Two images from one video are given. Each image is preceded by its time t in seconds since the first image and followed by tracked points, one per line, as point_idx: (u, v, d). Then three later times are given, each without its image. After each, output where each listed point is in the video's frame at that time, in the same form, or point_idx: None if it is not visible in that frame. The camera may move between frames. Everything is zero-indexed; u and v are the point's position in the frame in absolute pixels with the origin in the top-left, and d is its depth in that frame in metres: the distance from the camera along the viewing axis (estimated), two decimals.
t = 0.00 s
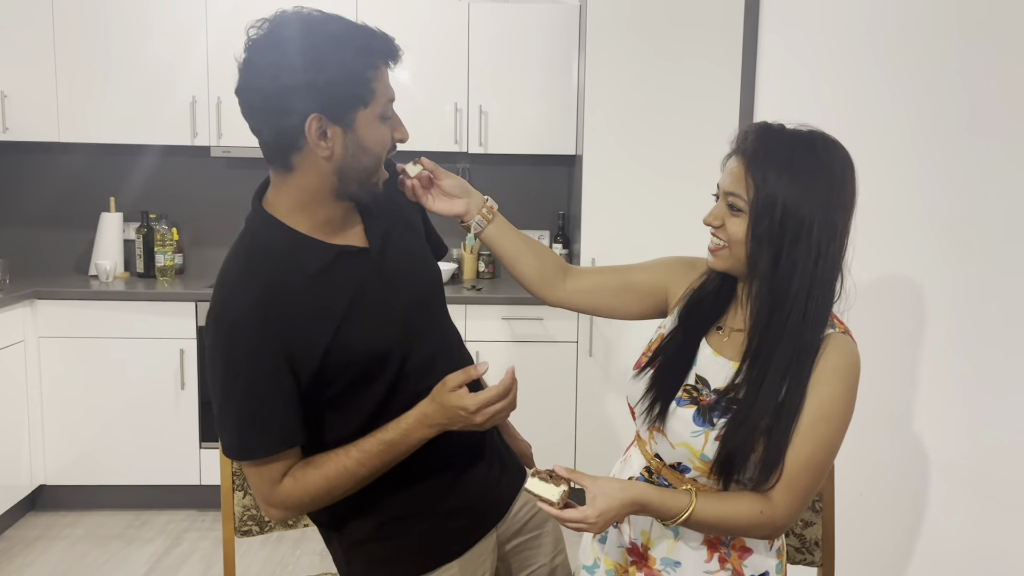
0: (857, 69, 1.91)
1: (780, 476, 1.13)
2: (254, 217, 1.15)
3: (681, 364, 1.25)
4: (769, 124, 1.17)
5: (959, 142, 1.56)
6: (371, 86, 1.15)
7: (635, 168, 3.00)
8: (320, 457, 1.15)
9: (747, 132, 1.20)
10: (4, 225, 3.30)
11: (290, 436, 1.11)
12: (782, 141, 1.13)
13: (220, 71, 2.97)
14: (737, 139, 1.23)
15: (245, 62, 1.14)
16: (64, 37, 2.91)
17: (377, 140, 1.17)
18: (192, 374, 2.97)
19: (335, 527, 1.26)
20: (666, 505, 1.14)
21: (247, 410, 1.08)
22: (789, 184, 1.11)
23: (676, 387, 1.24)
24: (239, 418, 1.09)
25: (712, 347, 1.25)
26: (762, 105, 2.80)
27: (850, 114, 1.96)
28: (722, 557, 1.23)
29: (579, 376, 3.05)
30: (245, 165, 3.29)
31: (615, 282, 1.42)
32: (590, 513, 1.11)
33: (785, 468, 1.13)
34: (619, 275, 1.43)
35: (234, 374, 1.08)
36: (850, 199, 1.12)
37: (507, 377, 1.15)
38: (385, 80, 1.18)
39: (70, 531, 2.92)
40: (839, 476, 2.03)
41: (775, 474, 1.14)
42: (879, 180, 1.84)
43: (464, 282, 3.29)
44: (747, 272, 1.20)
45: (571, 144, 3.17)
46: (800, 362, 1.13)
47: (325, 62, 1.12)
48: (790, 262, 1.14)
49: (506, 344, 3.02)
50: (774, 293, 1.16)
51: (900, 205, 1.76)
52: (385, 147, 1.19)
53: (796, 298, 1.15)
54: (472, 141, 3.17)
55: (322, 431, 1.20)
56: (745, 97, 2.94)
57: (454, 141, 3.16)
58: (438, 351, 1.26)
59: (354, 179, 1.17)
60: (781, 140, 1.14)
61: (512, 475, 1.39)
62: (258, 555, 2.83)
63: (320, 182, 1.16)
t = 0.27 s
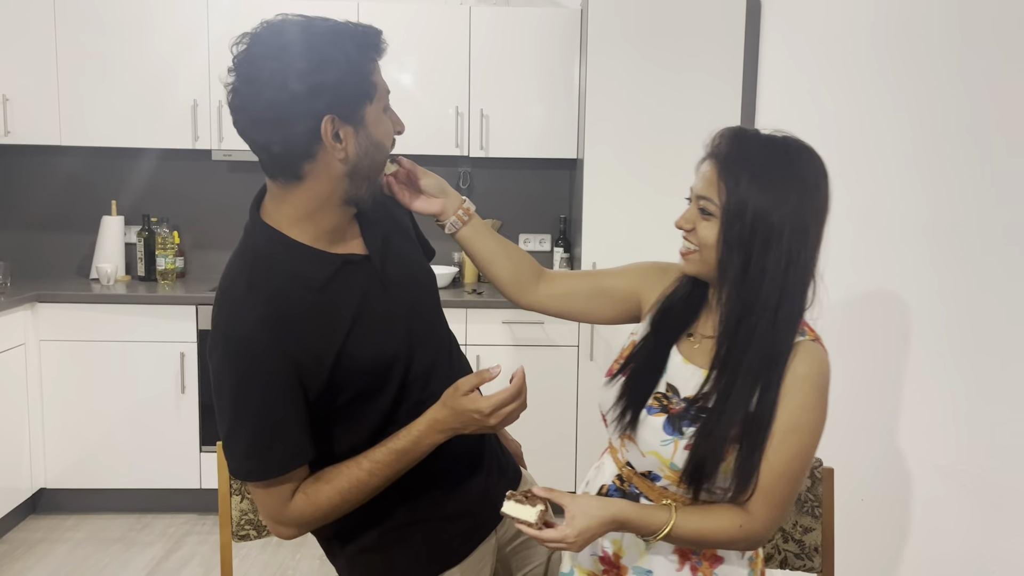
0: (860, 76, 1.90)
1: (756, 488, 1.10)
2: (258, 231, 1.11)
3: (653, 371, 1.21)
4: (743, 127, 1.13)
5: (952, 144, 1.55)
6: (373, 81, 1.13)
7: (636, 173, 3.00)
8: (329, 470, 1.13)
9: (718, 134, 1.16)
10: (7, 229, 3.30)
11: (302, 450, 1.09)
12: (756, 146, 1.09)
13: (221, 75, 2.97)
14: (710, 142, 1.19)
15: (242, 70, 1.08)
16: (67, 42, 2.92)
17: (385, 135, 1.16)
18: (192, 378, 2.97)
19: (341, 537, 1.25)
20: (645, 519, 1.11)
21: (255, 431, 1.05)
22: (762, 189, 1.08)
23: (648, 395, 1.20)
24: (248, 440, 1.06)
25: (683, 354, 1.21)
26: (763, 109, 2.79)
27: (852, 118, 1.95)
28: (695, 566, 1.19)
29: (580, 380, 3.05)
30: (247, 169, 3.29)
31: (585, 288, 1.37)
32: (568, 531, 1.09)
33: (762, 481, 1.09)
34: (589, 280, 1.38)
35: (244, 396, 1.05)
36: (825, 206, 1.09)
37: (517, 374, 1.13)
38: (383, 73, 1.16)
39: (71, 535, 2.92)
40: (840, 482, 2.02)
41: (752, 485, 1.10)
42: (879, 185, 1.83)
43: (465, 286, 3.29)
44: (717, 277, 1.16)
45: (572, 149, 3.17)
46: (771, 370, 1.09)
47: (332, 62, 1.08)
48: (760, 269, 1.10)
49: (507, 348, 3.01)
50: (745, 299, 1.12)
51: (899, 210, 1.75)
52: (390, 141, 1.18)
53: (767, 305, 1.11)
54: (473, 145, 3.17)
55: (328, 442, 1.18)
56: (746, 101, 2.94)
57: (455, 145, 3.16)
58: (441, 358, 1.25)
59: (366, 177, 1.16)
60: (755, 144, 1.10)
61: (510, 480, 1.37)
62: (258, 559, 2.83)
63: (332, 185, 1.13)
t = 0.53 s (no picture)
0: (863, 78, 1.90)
1: (728, 491, 1.08)
2: (264, 237, 1.10)
3: (626, 374, 1.22)
4: (713, 132, 1.13)
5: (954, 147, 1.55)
6: (375, 79, 1.14)
7: (639, 176, 3.00)
8: (339, 471, 1.12)
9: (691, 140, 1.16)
10: (11, 231, 3.31)
11: (316, 455, 1.08)
12: (725, 150, 1.10)
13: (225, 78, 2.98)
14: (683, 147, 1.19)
15: (247, 77, 1.06)
16: (70, 45, 2.94)
17: (388, 133, 1.17)
18: (194, 380, 2.97)
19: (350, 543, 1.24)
20: (621, 519, 1.10)
21: (269, 436, 1.04)
22: (730, 193, 1.08)
23: (619, 397, 1.21)
24: (263, 446, 1.04)
25: (654, 357, 1.22)
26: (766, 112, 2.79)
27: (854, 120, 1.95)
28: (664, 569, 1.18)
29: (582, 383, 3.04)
30: (250, 171, 3.30)
31: (565, 291, 1.39)
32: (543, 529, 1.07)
33: (733, 485, 1.08)
34: (569, 284, 1.39)
35: (257, 401, 1.03)
36: (793, 210, 1.09)
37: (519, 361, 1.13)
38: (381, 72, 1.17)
39: (73, 537, 2.93)
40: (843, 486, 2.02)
41: (723, 490, 1.09)
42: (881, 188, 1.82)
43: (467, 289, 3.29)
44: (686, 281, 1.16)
45: (575, 152, 3.17)
46: (738, 373, 1.09)
47: (339, 62, 1.09)
48: (726, 271, 1.10)
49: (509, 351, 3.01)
50: (713, 302, 1.12)
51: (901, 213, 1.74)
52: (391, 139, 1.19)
53: (734, 308, 1.11)
54: (476, 148, 3.17)
55: (338, 446, 1.17)
56: (749, 105, 2.94)
57: (458, 148, 3.16)
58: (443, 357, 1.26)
59: (373, 176, 1.17)
60: (725, 148, 1.10)
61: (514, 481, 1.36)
62: (261, 561, 2.83)
63: (341, 187, 1.13)
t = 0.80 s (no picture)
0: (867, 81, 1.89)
1: (713, 495, 1.07)
2: (269, 239, 1.09)
3: (612, 378, 1.23)
4: (696, 136, 1.13)
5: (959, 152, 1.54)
6: (380, 81, 1.14)
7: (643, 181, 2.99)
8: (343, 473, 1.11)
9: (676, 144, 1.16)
10: (16, 235, 3.32)
11: (323, 456, 1.08)
12: (706, 152, 1.10)
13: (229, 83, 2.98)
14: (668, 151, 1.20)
15: (256, 84, 1.06)
16: (75, 50, 2.94)
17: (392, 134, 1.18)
18: (198, 385, 2.97)
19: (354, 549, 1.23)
20: (606, 520, 1.09)
21: (276, 437, 1.04)
22: (711, 196, 1.08)
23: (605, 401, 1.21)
24: (269, 448, 1.04)
25: (639, 360, 1.22)
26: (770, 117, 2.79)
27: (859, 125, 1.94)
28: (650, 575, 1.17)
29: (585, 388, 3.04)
30: (254, 176, 3.30)
31: (560, 293, 1.40)
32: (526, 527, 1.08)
33: (716, 490, 1.07)
34: (563, 287, 1.40)
35: (264, 402, 1.03)
36: (778, 213, 1.09)
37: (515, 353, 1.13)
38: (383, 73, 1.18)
39: (76, 541, 2.93)
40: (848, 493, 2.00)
41: (709, 495, 1.08)
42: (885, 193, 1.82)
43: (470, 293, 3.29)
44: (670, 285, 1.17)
45: (579, 157, 3.17)
46: (718, 376, 1.08)
47: (345, 64, 1.09)
48: (708, 275, 1.10)
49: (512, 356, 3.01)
50: (695, 305, 1.12)
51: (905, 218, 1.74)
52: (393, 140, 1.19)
53: (716, 311, 1.11)
54: (479, 152, 3.16)
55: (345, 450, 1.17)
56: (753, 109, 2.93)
57: (462, 153, 3.16)
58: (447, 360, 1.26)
59: (380, 177, 1.17)
60: (706, 151, 1.10)
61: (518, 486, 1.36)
62: (263, 566, 2.83)
63: (349, 189, 1.13)
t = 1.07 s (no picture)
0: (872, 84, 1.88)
1: (717, 498, 1.06)
2: (275, 240, 1.09)
3: (616, 382, 1.22)
4: (695, 137, 1.13)
5: (964, 155, 1.53)
6: (389, 82, 1.14)
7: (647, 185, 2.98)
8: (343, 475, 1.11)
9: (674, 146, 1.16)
10: (20, 240, 3.33)
11: (325, 457, 1.07)
12: (705, 153, 1.09)
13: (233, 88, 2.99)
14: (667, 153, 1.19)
15: (267, 81, 1.06)
16: (79, 56, 2.95)
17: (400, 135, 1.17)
18: (201, 389, 2.97)
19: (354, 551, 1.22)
20: (610, 524, 1.08)
21: (279, 438, 1.03)
22: (710, 197, 1.07)
23: (608, 404, 1.21)
24: (271, 449, 1.03)
25: (642, 364, 1.21)
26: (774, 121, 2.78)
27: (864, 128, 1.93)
28: None
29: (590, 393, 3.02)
30: (259, 181, 3.30)
31: (564, 296, 1.39)
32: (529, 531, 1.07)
33: (720, 493, 1.06)
34: (566, 289, 1.39)
35: (267, 404, 1.02)
36: (778, 214, 1.08)
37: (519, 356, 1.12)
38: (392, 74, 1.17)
39: (80, 546, 2.92)
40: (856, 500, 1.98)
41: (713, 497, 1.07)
42: (891, 196, 1.81)
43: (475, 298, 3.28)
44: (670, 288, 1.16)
45: (583, 161, 3.16)
46: (719, 378, 1.08)
47: (356, 63, 1.08)
48: (706, 278, 1.10)
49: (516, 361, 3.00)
50: (694, 307, 1.11)
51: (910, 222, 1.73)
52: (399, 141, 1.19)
53: (716, 313, 1.10)
54: (483, 157, 3.16)
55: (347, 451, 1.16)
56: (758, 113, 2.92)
57: (465, 158, 3.16)
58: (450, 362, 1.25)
59: (386, 177, 1.16)
60: (704, 152, 1.10)
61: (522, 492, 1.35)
62: (267, 571, 2.82)
63: (355, 188, 1.13)
